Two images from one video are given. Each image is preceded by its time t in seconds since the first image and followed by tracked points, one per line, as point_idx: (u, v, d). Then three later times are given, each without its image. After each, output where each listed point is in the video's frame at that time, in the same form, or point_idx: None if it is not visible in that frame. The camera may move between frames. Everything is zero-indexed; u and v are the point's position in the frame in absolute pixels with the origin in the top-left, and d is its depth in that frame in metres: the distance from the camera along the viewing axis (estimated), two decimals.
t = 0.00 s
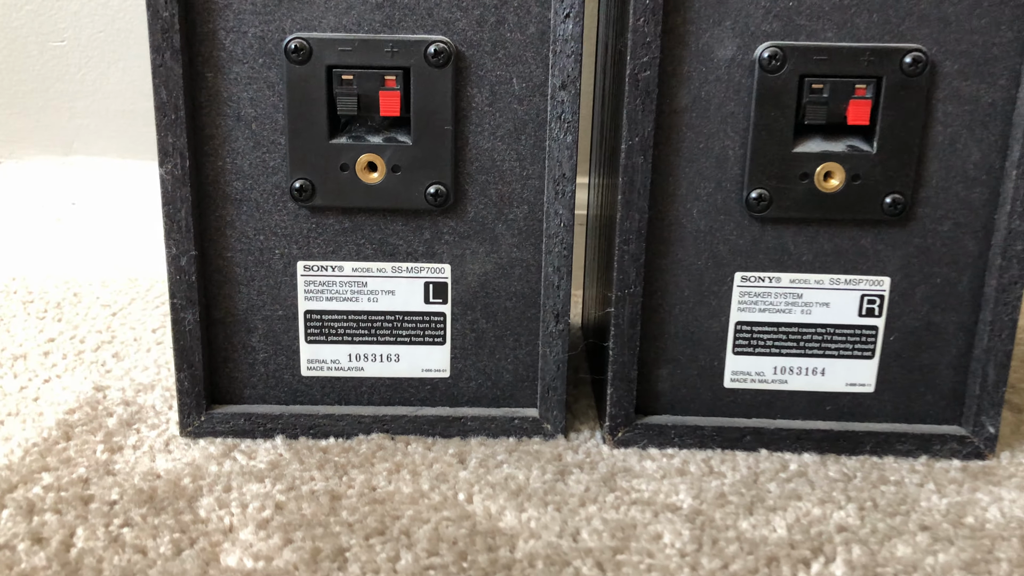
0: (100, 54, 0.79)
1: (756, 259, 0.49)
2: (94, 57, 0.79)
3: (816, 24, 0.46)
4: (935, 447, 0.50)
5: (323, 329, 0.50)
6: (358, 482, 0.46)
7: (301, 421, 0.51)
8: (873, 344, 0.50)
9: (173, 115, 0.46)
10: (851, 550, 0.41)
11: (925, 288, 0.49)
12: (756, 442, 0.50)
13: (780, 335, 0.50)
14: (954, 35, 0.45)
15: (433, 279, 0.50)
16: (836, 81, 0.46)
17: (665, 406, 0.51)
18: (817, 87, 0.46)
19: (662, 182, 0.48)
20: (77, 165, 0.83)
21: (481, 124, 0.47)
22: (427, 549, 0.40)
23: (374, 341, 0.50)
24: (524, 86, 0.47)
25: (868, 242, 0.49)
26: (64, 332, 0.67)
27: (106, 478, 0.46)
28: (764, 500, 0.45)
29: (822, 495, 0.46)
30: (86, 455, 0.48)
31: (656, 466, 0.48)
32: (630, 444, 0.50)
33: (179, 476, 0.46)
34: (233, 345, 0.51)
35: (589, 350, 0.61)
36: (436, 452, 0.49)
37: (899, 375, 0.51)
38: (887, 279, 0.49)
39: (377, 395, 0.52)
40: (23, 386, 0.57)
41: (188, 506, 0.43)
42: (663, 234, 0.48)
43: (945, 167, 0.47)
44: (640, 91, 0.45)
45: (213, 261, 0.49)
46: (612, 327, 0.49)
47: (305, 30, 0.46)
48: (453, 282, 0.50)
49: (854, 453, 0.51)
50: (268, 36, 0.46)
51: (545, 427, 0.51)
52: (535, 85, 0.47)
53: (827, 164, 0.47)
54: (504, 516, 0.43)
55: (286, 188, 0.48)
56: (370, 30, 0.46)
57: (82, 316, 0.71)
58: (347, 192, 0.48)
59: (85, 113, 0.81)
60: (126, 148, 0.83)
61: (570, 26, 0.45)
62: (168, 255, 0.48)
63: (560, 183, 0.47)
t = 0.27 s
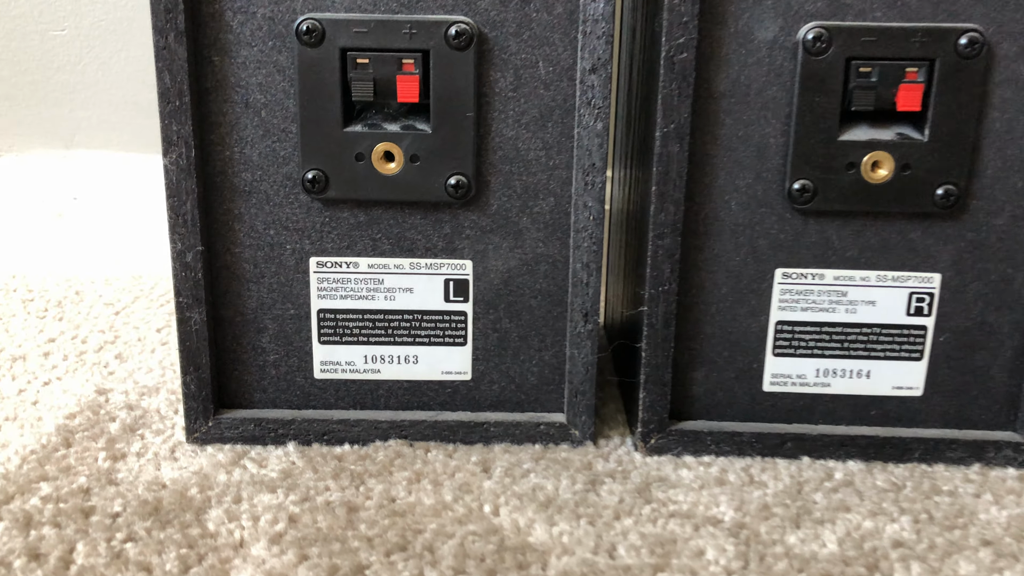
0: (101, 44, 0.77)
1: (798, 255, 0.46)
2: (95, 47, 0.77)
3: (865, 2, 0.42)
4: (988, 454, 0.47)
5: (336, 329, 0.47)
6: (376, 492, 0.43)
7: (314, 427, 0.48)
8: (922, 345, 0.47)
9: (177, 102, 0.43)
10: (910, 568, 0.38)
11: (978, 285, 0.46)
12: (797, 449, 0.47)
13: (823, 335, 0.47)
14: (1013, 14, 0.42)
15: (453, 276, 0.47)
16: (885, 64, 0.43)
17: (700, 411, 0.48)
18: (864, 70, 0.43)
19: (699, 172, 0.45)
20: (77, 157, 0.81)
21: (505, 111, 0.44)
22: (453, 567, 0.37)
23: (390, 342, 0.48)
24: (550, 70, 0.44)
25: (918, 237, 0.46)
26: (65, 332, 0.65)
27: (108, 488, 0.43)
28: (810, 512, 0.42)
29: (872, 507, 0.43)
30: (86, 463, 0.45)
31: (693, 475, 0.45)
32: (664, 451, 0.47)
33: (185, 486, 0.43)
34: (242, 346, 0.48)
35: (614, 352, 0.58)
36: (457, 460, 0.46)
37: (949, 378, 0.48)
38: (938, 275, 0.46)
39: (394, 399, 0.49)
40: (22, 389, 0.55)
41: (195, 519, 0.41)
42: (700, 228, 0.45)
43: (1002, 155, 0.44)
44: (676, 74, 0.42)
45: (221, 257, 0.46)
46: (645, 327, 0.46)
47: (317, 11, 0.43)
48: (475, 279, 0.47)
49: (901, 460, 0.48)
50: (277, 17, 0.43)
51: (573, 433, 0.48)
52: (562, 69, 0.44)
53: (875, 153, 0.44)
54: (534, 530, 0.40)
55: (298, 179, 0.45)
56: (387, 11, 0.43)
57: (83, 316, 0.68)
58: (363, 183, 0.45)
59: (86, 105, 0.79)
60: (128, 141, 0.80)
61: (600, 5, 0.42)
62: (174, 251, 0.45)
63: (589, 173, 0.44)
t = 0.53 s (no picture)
0: (96, 24, 0.74)
1: (832, 234, 0.43)
2: (91, 27, 0.74)
3: None
4: None
5: (344, 314, 0.45)
6: (387, 485, 0.41)
7: (320, 417, 0.46)
8: (962, 328, 0.44)
9: (174, 71, 0.40)
10: (961, 564, 0.35)
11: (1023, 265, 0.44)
12: (831, 439, 0.45)
13: (858, 319, 0.44)
14: None
15: (467, 257, 0.44)
16: (928, 28, 0.40)
17: (728, 399, 0.46)
18: (905, 35, 0.40)
19: (728, 145, 0.42)
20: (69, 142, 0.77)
21: (522, 80, 0.42)
22: (471, 564, 0.35)
23: (400, 327, 0.45)
24: (570, 36, 0.41)
25: (960, 213, 0.43)
26: (59, 322, 0.62)
27: (102, 482, 0.40)
28: (849, 505, 0.40)
29: (914, 499, 0.40)
30: (80, 455, 0.43)
31: (722, 467, 0.43)
32: (689, 441, 0.45)
33: (184, 480, 0.41)
34: (244, 332, 0.45)
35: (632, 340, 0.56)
36: (472, 451, 0.44)
37: (991, 364, 0.45)
38: (980, 255, 0.43)
39: (404, 388, 0.46)
40: (13, 379, 0.52)
41: (195, 514, 0.38)
42: (728, 205, 0.43)
43: None
44: (705, 39, 0.40)
45: (221, 238, 0.44)
46: (670, 310, 0.43)
47: None
48: (490, 261, 0.44)
49: (941, 450, 0.45)
50: None
51: (593, 423, 0.45)
52: (583, 35, 0.41)
53: (915, 124, 0.41)
54: (556, 525, 0.38)
55: (302, 154, 0.43)
56: None
57: (79, 305, 0.66)
58: (371, 158, 0.42)
59: (82, 88, 0.76)
60: (123, 126, 0.77)
61: None
62: (171, 230, 0.42)
63: (612, 146, 0.42)
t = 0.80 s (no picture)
0: (94, 8, 0.72)
1: (868, 215, 0.41)
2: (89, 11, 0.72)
3: None
4: None
5: (352, 301, 0.43)
6: (399, 481, 0.38)
7: (327, 410, 0.43)
8: (1005, 315, 0.42)
9: (172, 42, 0.38)
10: (1016, 564, 0.33)
11: None
12: (866, 433, 0.43)
13: (895, 305, 0.42)
14: None
15: (482, 241, 0.42)
16: None
17: (757, 390, 0.43)
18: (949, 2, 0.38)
19: (759, 121, 0.40)
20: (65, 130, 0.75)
21: (541, 51, 0.39)
22: (491, 565, 0.32)
23: (411, 314, 0.43)
24: (592, 4, 0.39)
25: (1004, 193, 0.41)
26: (55, 313, 0.60)
27: (97, 478, 0.38)
28: (890, 501, 0.37)
29: (959, 495, 0.38)
30: (74, 450, 0.41)
31: (753, 461, 0.40)
32: (717, 435, 0.43)
33: (184, 475, 0.39)
34: (247, 320, 0.43)
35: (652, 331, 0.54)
36: (488, 445, 0.41)
37: None
38: None
39: (415, 379, 0.44)
40: (6, 371, 0.50)
41: (195, 512, 0.36)
42: (759, 185, 0.40)
43: None
44: (736, 6, 0.37)
45: (223, 220, 0.42)
46: (697, 296, 0.41)
47: None
48: (506, 244, 0.42)
49: (983, 444, 0.43)
50: None
51: (615, 415, 0.43)
52: (606, 2, 0.39)
53: (959, 97, 0.39)
54: (579, 523, 0.35)
55: (308, 130, 0.40)
56: None
57: (75, 296, 0.64)
58: (381, 134, 0.40)
59: (79, 74, 0.74)
60: (119, 113, 0.75)
61: None
62: (170, 212, 0.40)
63: (637, 121, 0.39)
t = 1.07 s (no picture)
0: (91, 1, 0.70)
1: (905, 204, 0.39)
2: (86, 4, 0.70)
3: None
4: None
5: (362, 298, 0.41)
6: (413, 488, 0.36)
7: (337, 413, 0.41)
8: None
9: (171, 27, 0.36)
10: None
11: None
12: (903, 433, 0.40)
13: (934, 299, 0.40)
14: None
15: (497, 234, 0.40)
16: None
17: (788, 389, 0.41)
18: None
19: (790, 105, 0.38)
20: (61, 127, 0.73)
21: (560, 33, 0.37)
22: None
23: (424, 312, 0.41)
24: None
25: None
26: (52, 314, 0.58)
27: (95, 486, 0.36)
28: (934, 507, 0.35)
29: (1006, 499, 0.36)
30: (70, 456, 0.39)
31: (786, 464, 0.38)
32: (746, 436, 0.41)
33: (186, 483, 0.37)
34: (251, 319, 0.41)
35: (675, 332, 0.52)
36: (506, 449, 0.39)
37: None
38: None
39: (428, 380, 0.42)
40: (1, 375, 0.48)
41: (198, 523, 0.34)
42: (790, 173, 0.38)
43: None
44: None
45: (226, 214, 0.40)
46: (725, 291, 0.39)
47: None
48: (523, 237, 0.40)
49: None
50: None
51: (639, 417, 0.41)
52: None
53: (1003, 78, 0.36)
54: (605, 532, 0.33)
55: (314, 119, 0.38)
56: None
57: (74, 296, 0.62)
58: (392, 122, 0.38)
59: (77, 69, 0.72)
60: (118, 109, 0.73)
61: None
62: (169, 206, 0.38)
63: (662, 106, 0.37)
